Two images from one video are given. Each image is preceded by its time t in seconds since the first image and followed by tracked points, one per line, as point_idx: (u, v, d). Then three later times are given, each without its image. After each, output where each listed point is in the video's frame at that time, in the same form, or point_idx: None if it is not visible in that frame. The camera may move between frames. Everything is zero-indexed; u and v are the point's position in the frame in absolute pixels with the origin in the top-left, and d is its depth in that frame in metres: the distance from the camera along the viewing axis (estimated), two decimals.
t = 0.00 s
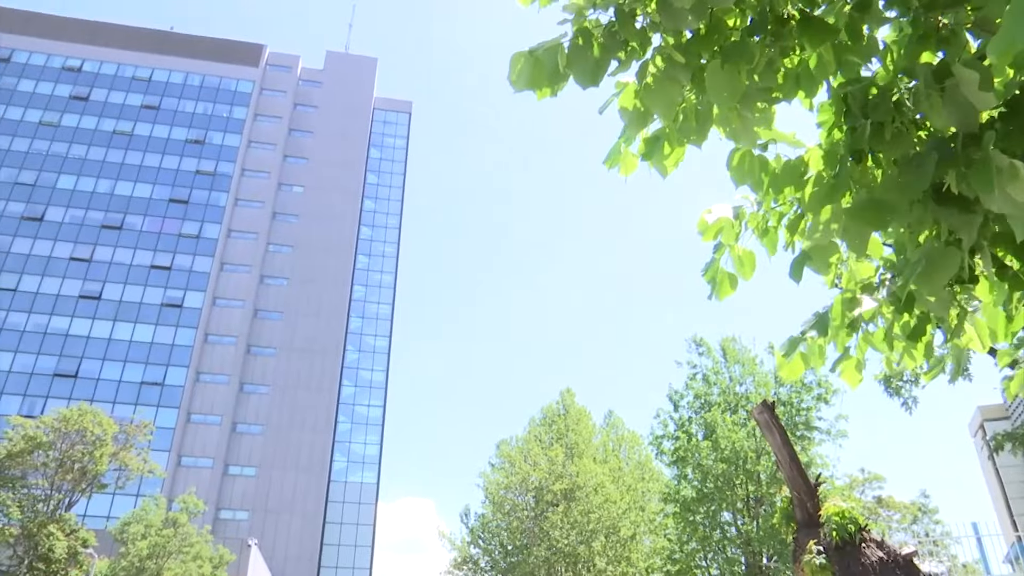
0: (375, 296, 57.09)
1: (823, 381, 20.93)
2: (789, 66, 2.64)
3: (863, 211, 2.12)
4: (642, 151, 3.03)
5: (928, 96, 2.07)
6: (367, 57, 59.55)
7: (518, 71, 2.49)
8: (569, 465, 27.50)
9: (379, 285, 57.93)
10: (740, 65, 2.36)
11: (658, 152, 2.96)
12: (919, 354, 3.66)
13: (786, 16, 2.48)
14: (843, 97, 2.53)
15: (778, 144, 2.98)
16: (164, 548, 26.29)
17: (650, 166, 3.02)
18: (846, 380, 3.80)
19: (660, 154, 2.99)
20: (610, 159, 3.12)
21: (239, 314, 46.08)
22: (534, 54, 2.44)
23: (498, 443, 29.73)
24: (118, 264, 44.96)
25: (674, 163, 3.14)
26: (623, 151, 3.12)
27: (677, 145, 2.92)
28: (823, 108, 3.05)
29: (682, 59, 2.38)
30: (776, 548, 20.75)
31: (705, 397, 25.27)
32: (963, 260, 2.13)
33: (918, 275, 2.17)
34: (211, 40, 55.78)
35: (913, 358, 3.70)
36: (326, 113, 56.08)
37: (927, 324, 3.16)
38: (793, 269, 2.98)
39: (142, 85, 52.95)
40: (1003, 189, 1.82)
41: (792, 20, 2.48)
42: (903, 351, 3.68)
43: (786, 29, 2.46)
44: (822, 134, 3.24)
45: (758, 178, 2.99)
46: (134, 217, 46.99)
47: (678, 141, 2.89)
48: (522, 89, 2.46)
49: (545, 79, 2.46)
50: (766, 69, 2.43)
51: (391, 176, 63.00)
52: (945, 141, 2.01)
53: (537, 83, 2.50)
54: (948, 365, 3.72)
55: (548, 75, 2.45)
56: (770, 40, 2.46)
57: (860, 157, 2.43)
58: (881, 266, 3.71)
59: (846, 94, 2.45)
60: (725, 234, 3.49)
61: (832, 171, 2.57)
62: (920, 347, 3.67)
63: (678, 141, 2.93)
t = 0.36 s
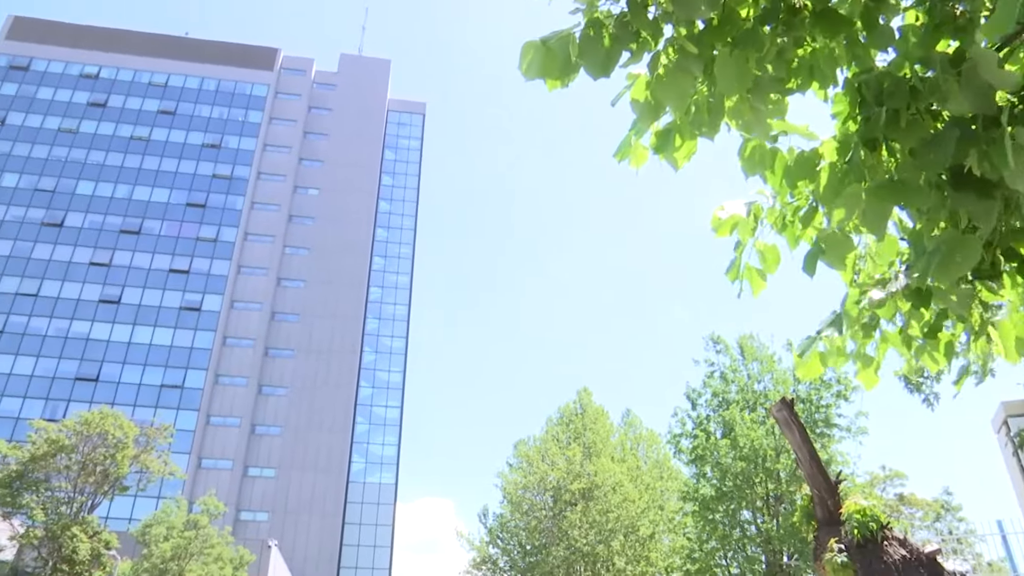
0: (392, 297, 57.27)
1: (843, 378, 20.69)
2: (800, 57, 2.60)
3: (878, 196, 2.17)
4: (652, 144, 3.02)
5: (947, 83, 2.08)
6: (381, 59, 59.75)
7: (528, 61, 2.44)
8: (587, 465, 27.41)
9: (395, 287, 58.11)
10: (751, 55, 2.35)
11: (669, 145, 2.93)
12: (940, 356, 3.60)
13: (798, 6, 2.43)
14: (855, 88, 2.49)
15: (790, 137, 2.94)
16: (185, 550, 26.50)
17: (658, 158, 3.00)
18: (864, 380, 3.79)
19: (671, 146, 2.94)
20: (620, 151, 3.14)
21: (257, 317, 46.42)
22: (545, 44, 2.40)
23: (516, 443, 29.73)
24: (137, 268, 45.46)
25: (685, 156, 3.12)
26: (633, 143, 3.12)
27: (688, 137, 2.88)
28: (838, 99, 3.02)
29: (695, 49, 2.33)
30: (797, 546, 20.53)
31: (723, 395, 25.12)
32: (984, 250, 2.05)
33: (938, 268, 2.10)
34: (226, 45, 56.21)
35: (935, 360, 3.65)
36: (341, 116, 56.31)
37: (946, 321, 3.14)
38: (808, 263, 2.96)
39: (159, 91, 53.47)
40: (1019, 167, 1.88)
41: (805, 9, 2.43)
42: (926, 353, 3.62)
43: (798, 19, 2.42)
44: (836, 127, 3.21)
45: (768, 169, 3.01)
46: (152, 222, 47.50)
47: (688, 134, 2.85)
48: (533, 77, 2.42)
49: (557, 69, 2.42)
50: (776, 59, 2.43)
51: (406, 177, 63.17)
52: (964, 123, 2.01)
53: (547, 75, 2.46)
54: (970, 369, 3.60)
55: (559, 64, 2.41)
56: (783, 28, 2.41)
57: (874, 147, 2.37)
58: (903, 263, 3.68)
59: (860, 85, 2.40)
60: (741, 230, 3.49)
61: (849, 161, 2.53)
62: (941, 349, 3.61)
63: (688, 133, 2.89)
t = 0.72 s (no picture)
0: (408, 298, 57.43)
1: (863, 374, 20.43)
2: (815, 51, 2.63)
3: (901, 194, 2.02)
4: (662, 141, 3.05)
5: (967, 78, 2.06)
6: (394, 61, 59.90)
7: (538, 56, 2.46)
8: (604, 464, 27.30)
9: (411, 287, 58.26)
10: (764, 47, 2.32)
11: (679, 142, 2.98)
12: (953, 348, 3.53)
13: None
14: (870, 83, 2.50)
15: (806, 134, 2.96)
16: (206, 551, 26.72)
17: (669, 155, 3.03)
18: (874, 373, 3.75)
19: (680, 143, 2.99)
20: (628, 148, 3.16)
21: (274, 319, 46.72)
22: (554, 40, 2.41)
23: (533, 443, 29.70)
24: (155, 272, 45.95)
25: (695, 155, 3.14)
26: (642, 140, 3.15)
27: (699, 134, 2.91)
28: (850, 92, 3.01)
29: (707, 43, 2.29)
30: (818, 544, 20.33)
31: (741, 393, 24.95)
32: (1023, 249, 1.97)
33: (977, 267, 2.01)
34: (241, 49, 56.59)
35: (948, 352, 3.56)
36: (355, 118, 56.51)
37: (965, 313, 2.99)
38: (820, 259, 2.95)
39: (175, 96, 53.97)
40: None
41: None
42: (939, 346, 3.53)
43: (813, 10, 2.36)
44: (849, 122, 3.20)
45: (783, 170, 3.07)
46: (170, 226, 47.98)
47: (700, 131, 2.89)
48: (544, 73, 2.44)
49: (567, 66, 2.43)
50: (792, 53, 2.43)
51: (421, 178, 63.27)
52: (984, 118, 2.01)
53: (557, 71, 2.46)
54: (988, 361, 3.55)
55: (568, 62, 2.41)
56: (797, 21, 2.38)
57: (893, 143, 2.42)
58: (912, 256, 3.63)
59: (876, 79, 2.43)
60: (748, 225, 3.46)
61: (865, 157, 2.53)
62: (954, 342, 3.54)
63: (700, 129, 2.93)
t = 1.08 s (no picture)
0: (427, 299, 57.57)
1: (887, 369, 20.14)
2: (833, 46, 2.59)
3: (914, 190, 2.02)
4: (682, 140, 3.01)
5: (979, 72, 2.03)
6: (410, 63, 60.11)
7: (562, 60, 2.45)
8: (625, 462, 27.12)
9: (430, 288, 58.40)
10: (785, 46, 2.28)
11: (701, 140, 2.95)
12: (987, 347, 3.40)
13: None
14: (891, 75, 2.44)
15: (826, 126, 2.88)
16: (231, 553, 26.91)
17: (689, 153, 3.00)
18: (905, 372, 3.65)
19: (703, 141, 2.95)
20: (648, 149, 3.13)
21: (295, 322, 47.06)
22: (577, 44, 2.41)
23: (554, 442, 29.64)
24: (177, 277, 46.46)
25: (716, 152, 3.11)
26: (662, 139, 3.11)
27: (720, 131, 2.88)
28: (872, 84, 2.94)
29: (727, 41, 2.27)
30: (843, 542, 20.07)
31: (763, 390, 24.72)
32: None
33: (995, 257, 1.95)
34: (259, 54, 57.00)
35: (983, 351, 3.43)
36: (372, 120, 56.74)
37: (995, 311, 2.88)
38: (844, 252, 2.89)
39: (193, 102, 54.54)
40: None
41: None
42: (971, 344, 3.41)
43: (831, 7, 2.30)
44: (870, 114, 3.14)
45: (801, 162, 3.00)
46: (191, 231, 48.50)
47: (720, 128, 2.85)
48: (568, 77, 2.42)
49: (588, 70, 2.41)
50: (811, 48, 2.41)
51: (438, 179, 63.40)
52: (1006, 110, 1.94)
53: (579, 75, 2.46)
54: None
55: (590, 66, 2.40)
56: (816, 17, 2.31)
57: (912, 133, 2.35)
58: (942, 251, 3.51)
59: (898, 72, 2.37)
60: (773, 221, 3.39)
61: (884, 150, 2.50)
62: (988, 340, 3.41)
63: (720, 127, 2.89)
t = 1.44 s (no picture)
0: (449, 299, 57.70)
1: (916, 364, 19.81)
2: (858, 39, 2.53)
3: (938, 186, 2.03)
4: (706, 140, 3.01)
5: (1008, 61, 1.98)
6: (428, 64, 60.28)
7: (578, 69, 2.46)
8: (650, 461, 26.92)
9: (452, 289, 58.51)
10: (805, 43, 2.24)
11: (724, 140, 2.94)
12: None
13: None
14: (917, 68, 2.40)
15: (852, 122, 2.84)
16: (259, 554, 27.17)
17: (713, 151, 3.00)
18: (942, 370, 3.61)
19: (726, 139, 2.93)
20: (672, 150, 3.12)
21: (318, 325, 47.41)
22: (594, 52, 2.40)
23: (578, 441, 29.56)
24: (202, 282, 47.02)
25: (740, 151, 3.10)
26: (686, 140, 3.11)
27: (743, 129, 2.86)
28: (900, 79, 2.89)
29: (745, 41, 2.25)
30: (872, 539, 19.77)
31: (788, 386, 24.48)
32: None
33: None
34: (279, 59, 57.49)
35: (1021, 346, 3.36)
36: (391, 122, 56.99)
37: None
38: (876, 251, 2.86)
39: (215, 108, 55.15)
40: None
41: None
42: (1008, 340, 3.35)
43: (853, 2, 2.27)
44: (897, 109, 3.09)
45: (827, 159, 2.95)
46: (214, 236, 49.09)
47: (744, 126, 2.84)
48: (584, 86, 2.42)
49: (607, 75, 2.41)
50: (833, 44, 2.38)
51: (458, 180, 63.48)
52: None
53: (598, 81, 2.46)
54: None
55: (609, 70, 2.39)
56: (837, 12, 2.28)
57: (939, 128, 2.30)
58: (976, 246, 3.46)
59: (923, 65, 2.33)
60: (803, 221, 3.39)
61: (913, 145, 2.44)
62: None
63: (743, 125, 2.88)
